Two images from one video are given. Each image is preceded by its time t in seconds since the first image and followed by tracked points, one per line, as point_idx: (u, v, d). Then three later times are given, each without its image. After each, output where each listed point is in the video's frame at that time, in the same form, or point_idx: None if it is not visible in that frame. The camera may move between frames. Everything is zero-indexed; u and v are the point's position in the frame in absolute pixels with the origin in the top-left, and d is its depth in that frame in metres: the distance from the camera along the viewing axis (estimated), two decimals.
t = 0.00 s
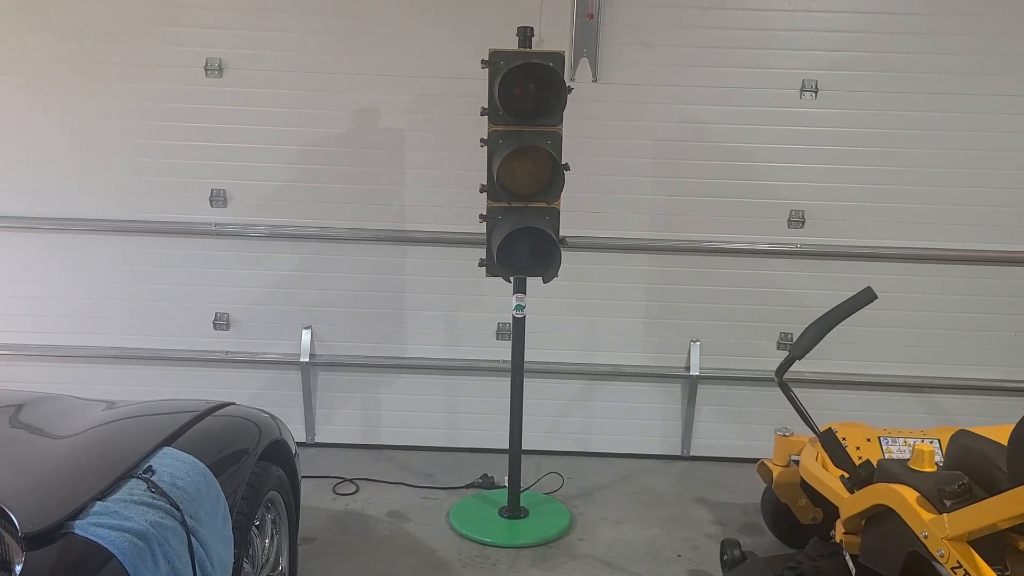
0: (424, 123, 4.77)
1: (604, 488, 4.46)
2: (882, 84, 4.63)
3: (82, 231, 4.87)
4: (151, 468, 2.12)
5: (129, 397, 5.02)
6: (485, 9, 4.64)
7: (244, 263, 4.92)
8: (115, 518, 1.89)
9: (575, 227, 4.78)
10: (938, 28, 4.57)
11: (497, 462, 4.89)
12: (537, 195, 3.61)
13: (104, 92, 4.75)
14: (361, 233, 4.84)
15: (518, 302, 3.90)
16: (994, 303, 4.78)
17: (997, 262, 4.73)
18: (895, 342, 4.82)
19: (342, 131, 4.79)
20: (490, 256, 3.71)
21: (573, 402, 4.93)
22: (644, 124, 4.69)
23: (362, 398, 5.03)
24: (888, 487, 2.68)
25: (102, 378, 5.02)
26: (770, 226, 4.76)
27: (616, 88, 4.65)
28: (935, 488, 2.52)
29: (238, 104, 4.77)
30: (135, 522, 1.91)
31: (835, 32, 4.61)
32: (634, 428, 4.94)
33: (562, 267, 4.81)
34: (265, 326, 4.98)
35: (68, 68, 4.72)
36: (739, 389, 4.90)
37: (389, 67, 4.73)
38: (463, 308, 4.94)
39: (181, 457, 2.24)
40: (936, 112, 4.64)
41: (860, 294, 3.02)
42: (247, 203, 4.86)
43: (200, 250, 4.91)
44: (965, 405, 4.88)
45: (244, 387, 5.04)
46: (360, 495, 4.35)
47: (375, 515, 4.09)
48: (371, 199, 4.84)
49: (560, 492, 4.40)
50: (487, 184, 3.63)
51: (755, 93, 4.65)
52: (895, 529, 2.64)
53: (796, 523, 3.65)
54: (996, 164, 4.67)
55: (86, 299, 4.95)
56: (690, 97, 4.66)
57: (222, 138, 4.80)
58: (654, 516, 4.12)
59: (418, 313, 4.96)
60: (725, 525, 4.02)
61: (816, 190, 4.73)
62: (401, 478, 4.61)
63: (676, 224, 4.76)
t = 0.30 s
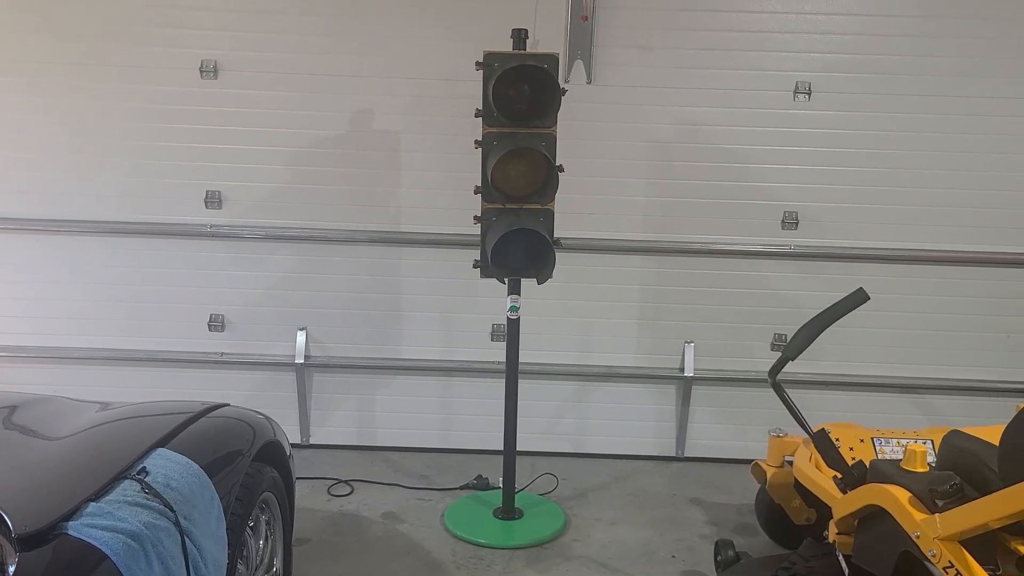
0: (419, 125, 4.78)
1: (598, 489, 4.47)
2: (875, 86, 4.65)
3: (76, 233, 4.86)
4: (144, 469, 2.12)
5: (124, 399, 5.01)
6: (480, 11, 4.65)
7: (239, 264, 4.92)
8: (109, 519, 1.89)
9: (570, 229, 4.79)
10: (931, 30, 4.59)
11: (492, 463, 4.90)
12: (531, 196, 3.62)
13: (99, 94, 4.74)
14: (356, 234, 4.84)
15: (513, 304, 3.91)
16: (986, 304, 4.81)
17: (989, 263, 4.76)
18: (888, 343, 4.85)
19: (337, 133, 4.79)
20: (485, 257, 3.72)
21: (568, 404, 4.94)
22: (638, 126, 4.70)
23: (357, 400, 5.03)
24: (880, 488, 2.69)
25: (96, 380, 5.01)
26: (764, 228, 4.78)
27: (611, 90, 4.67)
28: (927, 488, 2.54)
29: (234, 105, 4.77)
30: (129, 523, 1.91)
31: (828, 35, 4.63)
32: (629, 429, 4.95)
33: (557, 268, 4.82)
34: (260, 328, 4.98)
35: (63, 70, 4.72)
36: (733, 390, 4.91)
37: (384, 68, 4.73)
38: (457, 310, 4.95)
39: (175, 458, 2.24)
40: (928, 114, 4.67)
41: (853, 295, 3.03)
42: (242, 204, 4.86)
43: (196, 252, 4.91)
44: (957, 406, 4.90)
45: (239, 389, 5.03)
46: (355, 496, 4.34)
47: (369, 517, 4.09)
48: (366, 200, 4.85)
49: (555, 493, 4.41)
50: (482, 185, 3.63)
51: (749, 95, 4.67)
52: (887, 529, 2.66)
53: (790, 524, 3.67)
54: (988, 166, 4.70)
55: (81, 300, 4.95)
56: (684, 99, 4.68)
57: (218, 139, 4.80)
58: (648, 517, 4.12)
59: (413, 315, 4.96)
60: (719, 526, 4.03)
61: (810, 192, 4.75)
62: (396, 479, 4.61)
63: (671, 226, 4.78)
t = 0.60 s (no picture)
0: (415, 127, 4.79)
1: (594, 492, 4.48)
2: (870, 89, 4.67)
3: (72, 235, 4.85)
4: (140, 471, 2.13)
5: (120, 401, 5.00)
6: (477, 14, 4.67)
7: (235, 267, 4.92)
8: (105, 522, 1.89)
9: (566, 231, 4.80)
10: (925, 34, 4.62)
11: (489, 466, 4.90)
12: (526, 199, 3.63)
13: (96, 96, 4.74)
14: (353, 236, 4.85)
15: (509, 306, 3.91)
16: (981, 306, 4.82)
17: (983, 265, 4.77)
18: (883, 345, 4.86)
19: (334, 136, 4.80)
20: (481, 260, 3.73)
21: (564, 406, 4.94)
22: (634, 129, 4.72)
23: (353, 402, 5.03)
24: (876, 490, 2.70)
25: (93, 383, 5.00)
26: (760, 230, 4.80)
27: (607, 93, 4.68)
28: (922, 491, 2.55)
29: (230, 108, 4.77)
30: (125, 526, 1.91)
31: (823, 38, 4.65)
32: (625, 431, 4.96)
33: (554, 271, 4.83)
34: (256, 330, 4.98)
35: (60, 72, 4.72)
36: (729, 392, 4.92)
37: (380, 71, 4.74)
38: (454, 312, 4.95)
39: (170, 461, 2.24)
40: (923, 117, 4.69)
41: (848, 297, 3.04)
42: (238, 207, 4.86)
43: (192, 255, 4.90)
44: (952, 408, 4.92)
45: (235, 391, 5.03)
46: (351, 499, 4.34)
47: (365, 519, 4.09)
48: (362, 203, 4.85)
49: (551, 495, 4.41)
50: (478, 188, 3.65)
51: (744, 98, 4.69)
52: (882, 531, 2.67)
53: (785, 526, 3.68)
54: (982, 168, 4.72)
55: (77, 303, 4.94)
56: (680, 102, 4.69)
57: (215, 142, 4.80)
58: (644, 519, 4.13)
59: (409, 317, 4.96)
60: (714, 528, 4.04)
61: (805, 194, 4.77)
62: (392, 482, 4.61)
63: (667, 228, 4.79)
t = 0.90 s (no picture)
0: (414, 128, 4.79)
1: (594, 492, 4.47)
2: (868, 89, 4.68)
3: (71, 236, 4.85)
4: (139, 471, 2.12)
5: (119, 403, 5.00)
6: (475, 14, 4.67)
7: (234, 268, 4.91)
8: (104, 522, 1.89)
9: (565, 231, 4.80)
10: (923, 33, 4.62)
11: (488, 466, 4.89)
12: (525, 200, 3.63)
13: (95, 97, 4.74)
14: (352, 237, 4.84)
15: (508, 307, 3.91)
16: (980, 305, 4.83)
17: (982, 265, 4.78)
18: (883, 345, 4.87)
19: (333, 137, 4.80)
20: (480, 260, 3.73)
21: (564, 407, 4.94)
22: (633, 129, 4.72)
23: (352, 403, 5.03)
24: (876, 489, 2.70)
25: (92, 384, 4.99)
26: (759, 230, 4.80)
27: (607, 93, 4.68)
28: (923, 490, 2.54)
29: (229, 109, 4.77)
30: (124, 526, 1.91)
31: (822, 37, 4.65)
32: (625, 432, 4.96)
33: (553, 271, 4.83)
34: (256, 331, 4.97)
35: (59, 73, 4.71)
36: (728, 392, 4.92)
37: (379, 72, 4.74)
38: (453, 313, 4.95)
39: (169, 461, 2.24)
40: (921, 117, 4.69)
41: (848, 296, 3.04)
42: (237, 207, 4.86)
43: (191, 256, 4.90)
44: (951, 407, 4.92)
45: (234, 393, 5.03)
46: (351, 500, 4.33)
47: (365, 520, 4.09)
48: (361, 203, 4.85)
49: (550, 496, 4.41)
50: (477, 188, 3.64)
51: (743, 98, 4.69)
52: (883, 530, 2.67)
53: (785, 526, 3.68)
54: (980, 168, 4.72)
55: (76, 304, 4.93)
56: (679, 102, 4.70)
57: (214, 143, 4.80)
58: (644, 520, 4.13)
59: (408, 318, 4.96)
60: (714, 528, 4.04)
61: (804, 194, 4.77)
62: (392, 483, 4.61)
63: (666, 228, 4.79)
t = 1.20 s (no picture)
0: (413, 128, 4.78)
1: (594, 493, 4.46)
2: (868, 87, 4.66)
3: (70, 237, 4.85)
4: (134, 472, 2.11)
5: (118, 404, 4.99)
6: (474, 14, 4.66)
7: (232, 268, 4.91)
8: (97, 523, 1.87)
9: (565, 232, 4.79)
10: (924, 31, 4.60)
11: (488, 467, 4.88)
12: (525, 200, 3.61)
13: (94, 98, 4.74)
14: (351, 238, 4.84)
15: (508, 307, 3.90)
16: (981, 305, 4.81)
17: (984, 264, 4.76)
18: (883, 344, 4.84)
19: (332, 137, 4.79)
20: (479, 260, 3.72)
21: (564, 407, 4.92)
22: (633, 129, 4.71)
23: (352, 404, 5.02)
24: (876, 489, 2.68)
25: (91, 385, 4.99)
26: (759, 230, 4.78)
27: (606, 93, 4.67)
28: (923, 489, 2.53)
29: (228, 109, 4.77)
30: (118, 527, 1.89)
31: (822, 36, 4.64)
32: (625, 432, 4.94)
33: (552, 271, 4.81)
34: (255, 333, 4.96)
35: (58, 74, 4.72)
36: (729, 393, 4.90)
37: (378, 72, 4.73)
38: (452, 314, 4.94)
39: (165, 461, 2.23)
40: (922, 115, 4.67)
41: (847, 295, 3.02)
42: (236, 208, 4.85)
43: (190, 257, 4.90)
44: (953, 408, 4.90)
45: (234, 394, 5.02)
46: (350, 501, 4.32)
47: (364, 521, 4.08)
48: (360, 204, 4.84)
49: (550, 497, 4.40)
50: (475, 188, 3.63)
51: (743, 97, 4.68)
52: (884, 531, 2.65)
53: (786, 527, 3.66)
54: (982, 167, 4.70)
55: (75, 305, 4.93)
56: (679, 101, 4.68)
57: (212, 144, 4.80)
58: (645, 520, 4.11)
59: (407, 319, 4.95)
60: (715, 529, 4.02)
61: (804, 193, 4.75)
62: (391, 484, 4.60)
63: (665, 228, 4.78)
